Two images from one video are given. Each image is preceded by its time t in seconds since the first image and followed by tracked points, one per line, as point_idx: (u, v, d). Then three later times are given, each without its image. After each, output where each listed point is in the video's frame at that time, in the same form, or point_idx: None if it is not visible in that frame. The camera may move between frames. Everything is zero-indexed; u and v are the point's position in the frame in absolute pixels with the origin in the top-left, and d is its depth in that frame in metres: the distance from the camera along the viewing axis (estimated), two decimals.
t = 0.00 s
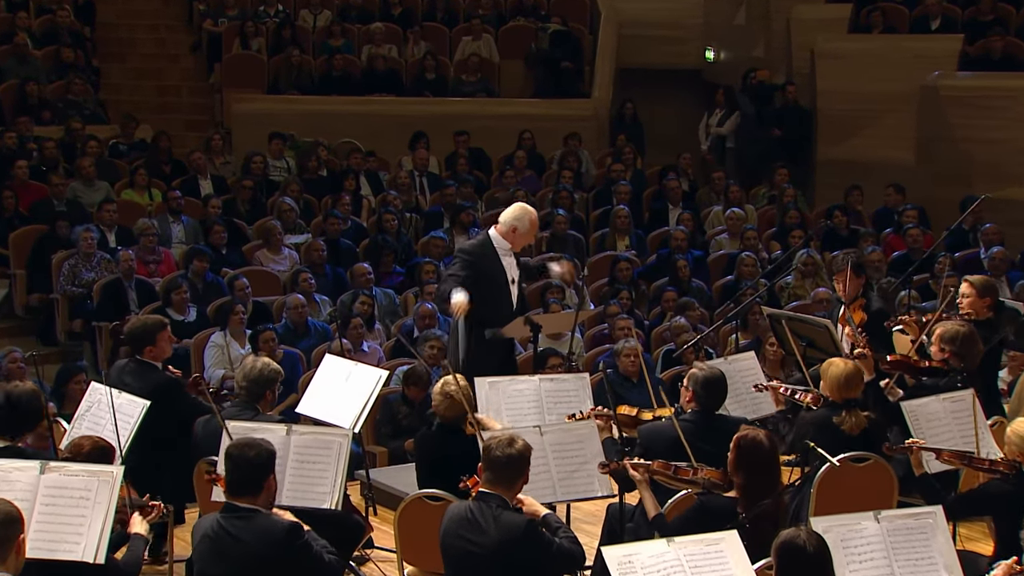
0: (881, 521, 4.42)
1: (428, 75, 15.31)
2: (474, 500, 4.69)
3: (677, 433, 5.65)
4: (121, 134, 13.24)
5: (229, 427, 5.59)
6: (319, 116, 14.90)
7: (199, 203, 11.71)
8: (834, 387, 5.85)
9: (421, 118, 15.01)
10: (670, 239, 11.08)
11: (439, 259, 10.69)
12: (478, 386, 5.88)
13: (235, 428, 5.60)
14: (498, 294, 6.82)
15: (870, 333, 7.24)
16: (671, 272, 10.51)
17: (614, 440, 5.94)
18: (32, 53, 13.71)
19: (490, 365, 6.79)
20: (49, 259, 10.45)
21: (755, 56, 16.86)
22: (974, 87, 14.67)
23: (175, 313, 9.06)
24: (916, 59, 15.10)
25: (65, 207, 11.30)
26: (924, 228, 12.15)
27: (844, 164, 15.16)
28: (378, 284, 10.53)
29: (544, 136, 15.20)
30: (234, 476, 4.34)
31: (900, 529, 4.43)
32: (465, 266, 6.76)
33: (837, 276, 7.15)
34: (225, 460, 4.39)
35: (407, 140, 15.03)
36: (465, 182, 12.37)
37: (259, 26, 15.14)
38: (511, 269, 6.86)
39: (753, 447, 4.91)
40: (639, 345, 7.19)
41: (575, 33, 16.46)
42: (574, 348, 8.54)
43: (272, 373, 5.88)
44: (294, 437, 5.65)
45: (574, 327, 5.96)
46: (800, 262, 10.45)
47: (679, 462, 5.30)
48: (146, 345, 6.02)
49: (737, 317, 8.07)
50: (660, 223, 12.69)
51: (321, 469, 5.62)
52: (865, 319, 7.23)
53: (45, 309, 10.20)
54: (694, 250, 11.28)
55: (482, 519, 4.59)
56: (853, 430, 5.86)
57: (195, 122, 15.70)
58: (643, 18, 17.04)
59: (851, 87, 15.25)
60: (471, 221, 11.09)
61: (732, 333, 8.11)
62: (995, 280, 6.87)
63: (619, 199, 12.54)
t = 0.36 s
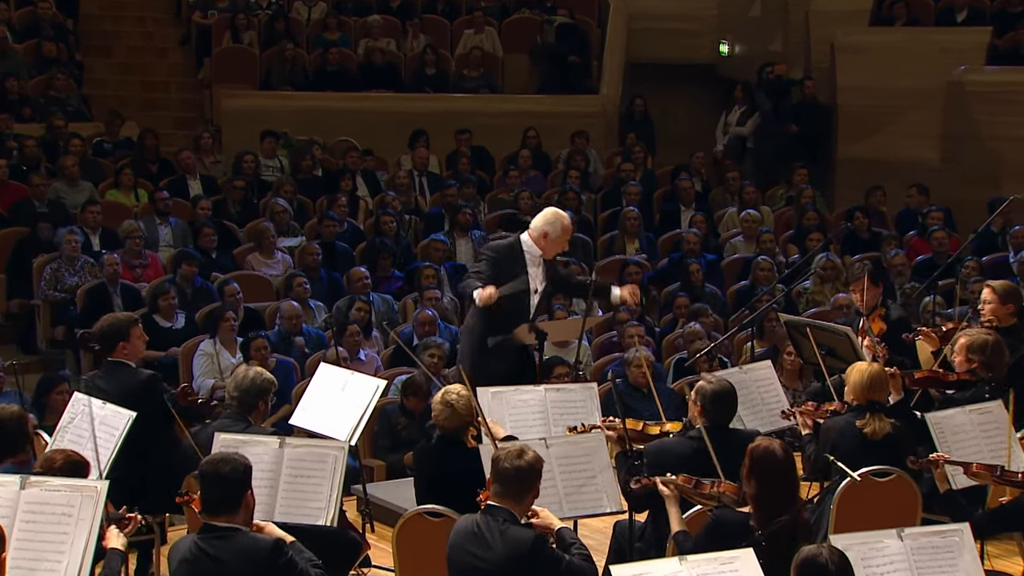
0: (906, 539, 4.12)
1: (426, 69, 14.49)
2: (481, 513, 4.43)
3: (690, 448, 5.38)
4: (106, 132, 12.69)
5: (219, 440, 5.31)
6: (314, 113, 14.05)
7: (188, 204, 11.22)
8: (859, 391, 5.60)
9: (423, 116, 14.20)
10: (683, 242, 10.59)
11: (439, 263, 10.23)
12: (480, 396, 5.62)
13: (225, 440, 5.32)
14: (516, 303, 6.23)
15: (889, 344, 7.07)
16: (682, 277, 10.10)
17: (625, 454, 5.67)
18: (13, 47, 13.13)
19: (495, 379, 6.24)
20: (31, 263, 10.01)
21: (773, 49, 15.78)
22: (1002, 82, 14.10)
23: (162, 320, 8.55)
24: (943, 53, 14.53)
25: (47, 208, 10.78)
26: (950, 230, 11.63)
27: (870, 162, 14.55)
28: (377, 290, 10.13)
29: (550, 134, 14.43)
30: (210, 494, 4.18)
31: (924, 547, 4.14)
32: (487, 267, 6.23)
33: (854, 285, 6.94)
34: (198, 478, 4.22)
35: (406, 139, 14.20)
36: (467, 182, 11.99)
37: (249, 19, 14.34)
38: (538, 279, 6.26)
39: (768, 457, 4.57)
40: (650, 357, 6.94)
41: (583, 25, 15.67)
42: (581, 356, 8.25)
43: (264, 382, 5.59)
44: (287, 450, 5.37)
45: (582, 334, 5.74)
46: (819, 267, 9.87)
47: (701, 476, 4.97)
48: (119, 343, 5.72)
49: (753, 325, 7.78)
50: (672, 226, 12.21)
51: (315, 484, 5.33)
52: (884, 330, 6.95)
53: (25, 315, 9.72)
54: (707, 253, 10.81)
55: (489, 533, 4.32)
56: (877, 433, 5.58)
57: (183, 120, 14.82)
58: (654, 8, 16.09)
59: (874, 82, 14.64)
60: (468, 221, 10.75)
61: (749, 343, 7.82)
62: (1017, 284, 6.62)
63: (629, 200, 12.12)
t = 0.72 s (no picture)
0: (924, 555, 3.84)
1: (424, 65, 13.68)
2: (476, 528, 4.19)
3: (699, 459, 5.10)
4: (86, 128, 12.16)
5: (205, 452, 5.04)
6: (298, 113, 13.22)
7: (172, 204, 10.74)
8: (872, 396, 5.33)
9: (412, 113, 13.41)
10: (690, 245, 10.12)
11: (435, 267, 9.89)
12: (479, 406, 5.31)
13: (211, 453, 5.05)
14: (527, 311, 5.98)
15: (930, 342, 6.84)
16: (691, 281, 9.70)
17: (627, 460, 5.38)
18: None
19: (496, 385, 5.97)
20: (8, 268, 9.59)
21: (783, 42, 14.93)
22: None
23: (146, 327, 8.15)
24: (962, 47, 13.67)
25: (23, 208, 10.31)
26: (971, 232, 11.02)
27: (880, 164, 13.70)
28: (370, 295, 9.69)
29: (551, 130, 13.57)
30: (189, 509, 3.95)
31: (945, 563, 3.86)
32: (504, 268, 5.94)
33: (904, 277, 6.51)
34: (177, 492, 3.99)
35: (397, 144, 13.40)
36: (464, 182, 11.60)
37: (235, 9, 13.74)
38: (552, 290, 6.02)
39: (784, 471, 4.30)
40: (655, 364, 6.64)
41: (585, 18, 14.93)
42: (583, 364, 7.95)
43: (248, 390, 5.33)
44: (276, 463, 5.09)
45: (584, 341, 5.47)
46: (833, 270, 9.43)
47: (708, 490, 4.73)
48: (97, 345, 5.38)
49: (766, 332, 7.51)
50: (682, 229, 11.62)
51: (304, 497, 5.05)
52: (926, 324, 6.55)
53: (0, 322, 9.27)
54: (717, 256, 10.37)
55: (486, 549, 4.09)
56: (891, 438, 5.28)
57: (167, 116, 14.42)
58: None
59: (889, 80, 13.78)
60: (463, 222, 10.38)
61: (762, 351, 7.46)
62: None
63: (635, 202, 11.43)
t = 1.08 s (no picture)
0: None
1: (420, 57, 13.28)
2: (468, 548, 3.97)
3: (706, 476, 4.84)
4: (64, 124, 11.71)
5: (189, 465, 4.76)
6: (294, 103, 12.90)
7: (155, 204, 10.38)
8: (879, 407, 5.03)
9: (409, 105, 13.05)
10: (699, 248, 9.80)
11: (431, 271, 9.65)
12: (478, 418, 5.07)
13: (196, 466, 4.76)
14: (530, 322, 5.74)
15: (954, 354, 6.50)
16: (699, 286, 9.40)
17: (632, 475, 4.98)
18: None
19: (493, 399, 5.68)
20: None
21: (798, 35, 14.31)
22: None
23: (126, 334, 7.92)
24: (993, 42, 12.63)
25: None
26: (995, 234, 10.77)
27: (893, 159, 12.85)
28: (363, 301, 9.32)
29: (554, 127, 13.17)
30: (177, 527, 3.71)
31: None
32: (507, 276, 5.71)
33: (914, 292, 6.26)
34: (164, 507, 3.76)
35: (393, 139, 13.07)
36: (462, 181, 11.28)
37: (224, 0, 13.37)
38: (556, 302, 5.78)
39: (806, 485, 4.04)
40: (664, 375, 6.43)
41: (589, 9, 14.39)
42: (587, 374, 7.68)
43: (232, 402, 5.01)
44: (263, 477, 4.80)
45: (587, 349, 5.24)
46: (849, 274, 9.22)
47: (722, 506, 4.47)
48: (77, 349, 5.19)
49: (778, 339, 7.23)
50: (689, 229, 11.28)
51: (294, 513, 4.78)
52: (944, 340, 6.31)
53: None
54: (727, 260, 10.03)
55: (480, 569, 3.87)
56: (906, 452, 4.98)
57: (149, 113, 14.01)
58: None
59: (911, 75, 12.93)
60: (460, 224, 10.09)
61: (772, 359, 7.39)
62: None
63: (641, 202, 11.23)
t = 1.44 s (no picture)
0: None
1: (416, 52, 13.04)
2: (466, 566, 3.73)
3: (718, 488, 4.59)
4: (41, 121, 11.42)
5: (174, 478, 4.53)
6: (284, 100, 12.60)
7: (137, 204, 10.08)
8: (875, 424, 4.75)
9: (410, 102, 12.75)
10: (709, 251, 9.54)
11: (427, 276, 9.37)
12: (477, 430, 4.82)
13: (180, 479, 4.53)
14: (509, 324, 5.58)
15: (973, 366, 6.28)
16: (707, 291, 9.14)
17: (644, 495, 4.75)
18: None
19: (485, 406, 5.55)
20: None
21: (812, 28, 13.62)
22: None
23: (107, 342, 7.65)
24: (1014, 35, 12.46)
25: None
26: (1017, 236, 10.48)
27: (913, 159, 12.51)
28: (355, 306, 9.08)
29: (557, 126, 12.91)
30: (172, 544, 3.51)
31: None
32: (477, 279, 5.55)
33: (928, 303, 5.98)
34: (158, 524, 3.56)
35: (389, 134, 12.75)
36: (460, 181, 11.01)
37: None
38: (535, 296, 5.59)
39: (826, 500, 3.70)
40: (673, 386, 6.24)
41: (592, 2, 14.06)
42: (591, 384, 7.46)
43: (225, 414, 4.76)
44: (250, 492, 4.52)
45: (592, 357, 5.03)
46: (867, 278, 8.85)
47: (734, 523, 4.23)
48: (57, 358, 4.94)
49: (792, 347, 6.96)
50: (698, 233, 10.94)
51: (281, 530, 4.48)
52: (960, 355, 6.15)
53: None
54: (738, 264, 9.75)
55: None
56: (908, 471, 4.70)
57: (130, 109, 13.54)
58: None
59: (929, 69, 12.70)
60: (457, 226, 9.84)
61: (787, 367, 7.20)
62: None
63: (648, 203, 10.93)
